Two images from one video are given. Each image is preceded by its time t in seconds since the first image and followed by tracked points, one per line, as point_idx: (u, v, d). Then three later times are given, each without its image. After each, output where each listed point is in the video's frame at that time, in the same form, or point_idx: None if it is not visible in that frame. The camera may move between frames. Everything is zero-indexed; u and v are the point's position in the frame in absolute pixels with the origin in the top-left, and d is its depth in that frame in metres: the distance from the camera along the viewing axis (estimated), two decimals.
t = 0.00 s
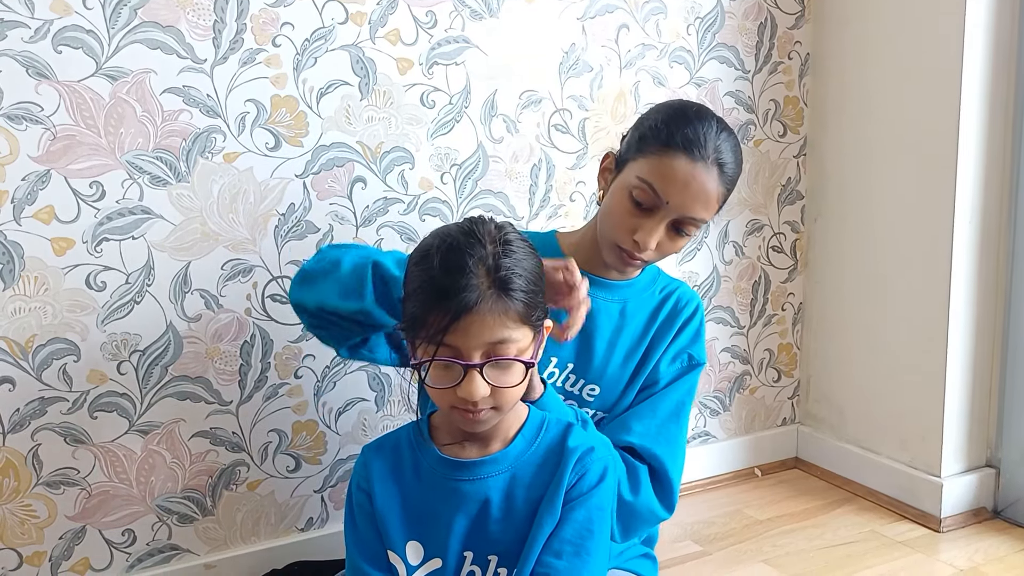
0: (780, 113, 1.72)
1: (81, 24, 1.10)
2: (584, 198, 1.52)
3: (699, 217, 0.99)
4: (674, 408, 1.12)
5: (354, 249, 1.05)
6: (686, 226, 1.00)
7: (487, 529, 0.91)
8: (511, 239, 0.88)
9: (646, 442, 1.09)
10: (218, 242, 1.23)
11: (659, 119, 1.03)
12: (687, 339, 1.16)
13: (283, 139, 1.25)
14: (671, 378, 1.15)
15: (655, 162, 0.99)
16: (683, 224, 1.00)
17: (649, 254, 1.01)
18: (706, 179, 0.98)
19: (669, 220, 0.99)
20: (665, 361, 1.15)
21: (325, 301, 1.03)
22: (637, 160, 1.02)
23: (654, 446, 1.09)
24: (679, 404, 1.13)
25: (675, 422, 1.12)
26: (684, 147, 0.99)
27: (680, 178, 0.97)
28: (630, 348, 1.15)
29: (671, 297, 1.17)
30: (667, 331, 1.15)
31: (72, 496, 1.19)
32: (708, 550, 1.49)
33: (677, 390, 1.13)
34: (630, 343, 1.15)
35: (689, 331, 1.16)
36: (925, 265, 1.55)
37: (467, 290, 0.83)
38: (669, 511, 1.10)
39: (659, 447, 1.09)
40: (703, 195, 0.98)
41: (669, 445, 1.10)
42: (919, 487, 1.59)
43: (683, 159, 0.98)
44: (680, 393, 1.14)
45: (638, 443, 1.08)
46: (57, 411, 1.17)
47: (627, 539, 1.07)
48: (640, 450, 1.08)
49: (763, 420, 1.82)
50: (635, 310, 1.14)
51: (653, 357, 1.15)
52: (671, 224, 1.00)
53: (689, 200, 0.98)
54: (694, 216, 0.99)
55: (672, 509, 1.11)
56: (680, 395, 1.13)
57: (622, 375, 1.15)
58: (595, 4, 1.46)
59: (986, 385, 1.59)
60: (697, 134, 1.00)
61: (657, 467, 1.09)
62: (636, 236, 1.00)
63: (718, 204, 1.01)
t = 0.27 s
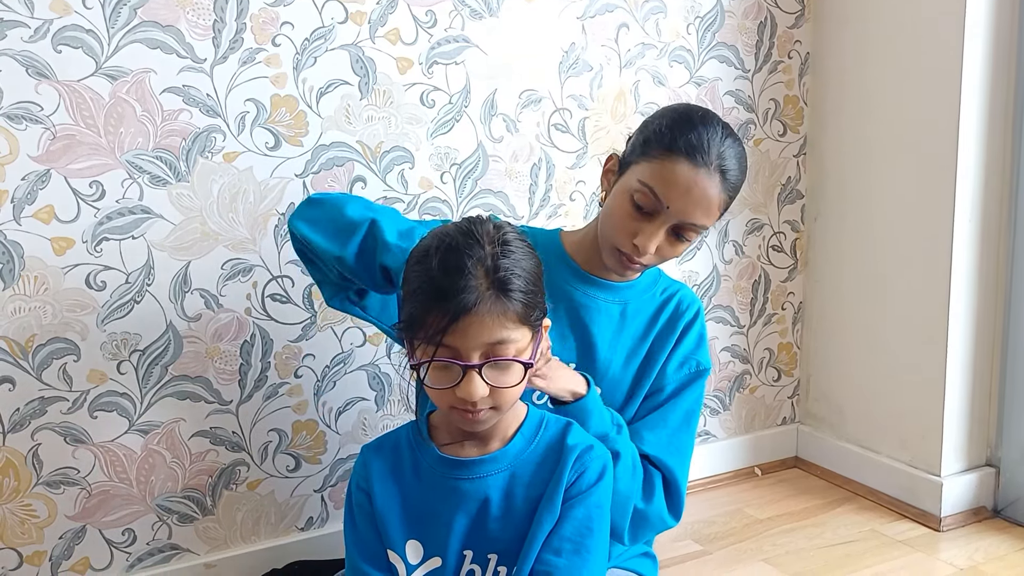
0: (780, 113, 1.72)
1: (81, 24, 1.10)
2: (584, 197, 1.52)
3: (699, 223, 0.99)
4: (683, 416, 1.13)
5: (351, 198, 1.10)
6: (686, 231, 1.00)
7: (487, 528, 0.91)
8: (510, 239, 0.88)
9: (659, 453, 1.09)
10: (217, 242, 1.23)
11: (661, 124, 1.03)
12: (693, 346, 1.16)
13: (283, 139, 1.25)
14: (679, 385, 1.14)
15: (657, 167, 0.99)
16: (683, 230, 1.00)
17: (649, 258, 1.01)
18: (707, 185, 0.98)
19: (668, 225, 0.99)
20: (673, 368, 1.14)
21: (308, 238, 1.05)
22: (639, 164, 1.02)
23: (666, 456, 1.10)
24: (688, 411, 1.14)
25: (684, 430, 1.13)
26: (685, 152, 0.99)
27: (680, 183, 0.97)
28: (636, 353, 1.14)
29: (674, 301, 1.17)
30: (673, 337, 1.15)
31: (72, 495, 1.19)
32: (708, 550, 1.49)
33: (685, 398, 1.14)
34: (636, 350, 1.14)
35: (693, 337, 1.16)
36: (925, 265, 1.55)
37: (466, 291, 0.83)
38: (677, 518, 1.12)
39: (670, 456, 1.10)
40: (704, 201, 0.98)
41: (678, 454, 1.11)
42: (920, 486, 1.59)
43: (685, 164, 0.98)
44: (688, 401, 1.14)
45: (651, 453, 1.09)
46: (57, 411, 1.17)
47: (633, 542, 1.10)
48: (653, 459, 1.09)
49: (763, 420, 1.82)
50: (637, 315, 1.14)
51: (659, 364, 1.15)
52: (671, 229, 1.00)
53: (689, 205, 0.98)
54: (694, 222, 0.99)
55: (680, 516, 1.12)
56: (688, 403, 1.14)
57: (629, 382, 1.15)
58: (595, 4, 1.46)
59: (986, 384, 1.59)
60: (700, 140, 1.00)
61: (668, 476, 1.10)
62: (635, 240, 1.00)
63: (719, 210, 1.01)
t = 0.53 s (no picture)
0: (780, 112, 1.72)
1: (81, 24, 1.10)
2: (584, 197, 1.53)
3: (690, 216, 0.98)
4: (686, 418, 1.14)
5: (329, 201, 1.10)
6: (678, 224, 1.00)
7: (487, 528, 0.91)
8: (511, 241, 0.88)
9: (663, 455, 1.11)
10: (217, 242, 1.23)
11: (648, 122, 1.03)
12: (696, 346, 1.16)
13: (283, 139, 1.25)
14: (682, 386, 1.15)
15: (648, 161, 0.99)
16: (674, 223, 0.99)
17: (642, 254, 1.01)
18: (699, 178, 0.97)
19: (658, 220, 0.99)
20: (674, 370, 1.15)
21: (288, 244, 1.07)
22: (630, 159, 1.02)
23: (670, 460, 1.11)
24: (690, 412, 1.14)
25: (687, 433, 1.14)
26: (674, 145, 0.98)
27: (666, 177, 0.97)
28: (637, 354, 1.15)
29: (675, 301, 1.17)
30: (674, 338, 1.15)
31: (72, 495, 1.19)
32: (708, 549, 1.49)
33: (687, 399, 1.14)
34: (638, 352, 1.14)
35: (695, 338, 1.17)
36: (925, 264, 1.55)
37: (464, 293, 0.83)
38: (679, 520, 1.14)
39: (674, 459, 1.11)
40: (695, 194, 0.97)
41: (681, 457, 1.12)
42: (919, 485, 1.59)
43: (676, 157, 0.98)
44: (691, 402, 1.15)
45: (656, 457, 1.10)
46: (57, 411, 1.17)
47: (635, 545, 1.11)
48: (658, 462, 1.10)
49: (763, 419, 1.82)
50: (636, 316, 1.14)
51: (661, 366, 1.15)
52: (661, 223, 1.00)
53: (681, 198, 0.97)
54: (684, 215, 0.98)
55: (681, 518, 1.14)
56: (691, 404, 1.15)
57: (630, 382, 1.15)
58: (595, 3, 1.46)
59: (986, 383, 1.59)
60: (692, 132, 0.99)
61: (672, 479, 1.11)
62: (627, 236, 1.00)
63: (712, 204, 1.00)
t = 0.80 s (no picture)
0: (780, 112, 1.72)
1: (81, 23, 1.10)
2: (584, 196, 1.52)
3: (645, 174, 1.02)
4: (681, 412, 1.13)
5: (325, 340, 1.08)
6: (638, 187, 1.03)
7: (489, 529, 0.91)
8: (512, 246, 0.88)
9: (656, 448, 1.11)
10: (217, 242, 1.23)
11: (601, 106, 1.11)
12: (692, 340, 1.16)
13: (283, 139, 1.25)
14: (678, 380, 1.14)
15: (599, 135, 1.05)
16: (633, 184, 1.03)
17: (609, 222, 1.04)
18: (646, 135, 1.03)
19: (615, 183, 1.04)
20: (670, 364, 1.15)
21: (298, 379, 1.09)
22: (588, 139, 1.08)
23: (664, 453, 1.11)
24: (686, 406, 1.14)
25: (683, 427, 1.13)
26: (619, 112, 1.05)
27: (618, 142, 1.03)
28: (632, 349, 1.15)
29: (670, 295, 1.16)
30: (669, 332, 1.15)
31: (72, 495, 1.19)
32: (709, 549, 1.49)
33: (683, 393, 1.14)
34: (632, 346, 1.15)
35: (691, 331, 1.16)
36: (925, 264, 1.55)
37: (462, 297, 0.83)
38: (676, 515, 1.13)
39: (668, 453, 1.11)
40: (646, 151, 1.02)
41: (675, 451, 1.12)
42: (920, 485, 1.59)
43: (621, 121, 1.04)
44: (687, 396, 1.14)
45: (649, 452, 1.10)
46: (57, 411, 1.17)
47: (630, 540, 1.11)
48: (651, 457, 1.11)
49: (764, 419, 1.82)
50: (631, 312, 1.14)
51: (656, 360, 1.15)
52: (621, 188, 1.04)
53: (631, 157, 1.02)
54: (640, 173, 1.03)
55: (679, 513, 1.14)
56: (687, 398, 1.14)
57: (626, 378, 1.16)
58: (595, 3, 1.46)
59: (986, 383, 1.59)
60: (635, 98, 1.06)
61: (666, 474, 1.11)
62: (592, 207, 1.04)
63: (668, 164, 1.04)
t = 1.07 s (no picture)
0: (780, 112, 1.72)
1: (81, 23, 1.10)
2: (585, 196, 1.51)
3: (534, 142, 0.99)
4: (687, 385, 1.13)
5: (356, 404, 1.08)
6: (533, 159, 1.00)
7: (491, 530, 0.90)
8: (517, 247, 0.87)
9: (672, 427, 1.11)
10: (218, 242, 1.23)
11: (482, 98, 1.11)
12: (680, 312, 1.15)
13: (283, 138, 1.25)
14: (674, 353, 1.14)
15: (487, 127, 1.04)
16: (527, 156, 1.00)
17: (522, 201, 1.02)
18: (522, 108, 1.00)
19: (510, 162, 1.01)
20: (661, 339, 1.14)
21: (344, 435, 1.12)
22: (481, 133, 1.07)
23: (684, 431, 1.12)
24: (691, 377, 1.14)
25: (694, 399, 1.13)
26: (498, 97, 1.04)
27: (500, 123, 1.01)
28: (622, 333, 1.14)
29: (643, 270, 1.15)
30: (652, 308, 1.13)
31: (72, 495, 1.19)
32: (709, 549, 1.49)
33: (682, 366, 1.13)
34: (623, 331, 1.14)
35: (675, 302, 1.15)
36: (925, 263, 1.55)
37: (464, 299, 0.83)
38: (709, 483, 1.14)
39: (684, 428, 1.12)
40: (527, 121, 1.00)
41: (694, 426, 1.13)
42: (920, 484, 1.59)
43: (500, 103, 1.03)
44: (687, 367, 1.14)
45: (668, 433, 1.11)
46: (57, 411, 1.17)
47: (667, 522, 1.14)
48: (672, 438, 1.11)
49: (764, 419, 1.82)
50: (607, 295, 1.13)
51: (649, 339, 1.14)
52: (518, 166, 1.01)
53: (513, 134, 1.00)
54: (529, 143, 1.00)
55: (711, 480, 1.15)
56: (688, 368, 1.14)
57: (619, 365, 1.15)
58: (595, 2, 1.46)
59: (986, 382, 1.59)
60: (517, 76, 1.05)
61: (691, 449, 1.12)
62: (501, 193, 1.02)
63: (559, 126, 1.01)
